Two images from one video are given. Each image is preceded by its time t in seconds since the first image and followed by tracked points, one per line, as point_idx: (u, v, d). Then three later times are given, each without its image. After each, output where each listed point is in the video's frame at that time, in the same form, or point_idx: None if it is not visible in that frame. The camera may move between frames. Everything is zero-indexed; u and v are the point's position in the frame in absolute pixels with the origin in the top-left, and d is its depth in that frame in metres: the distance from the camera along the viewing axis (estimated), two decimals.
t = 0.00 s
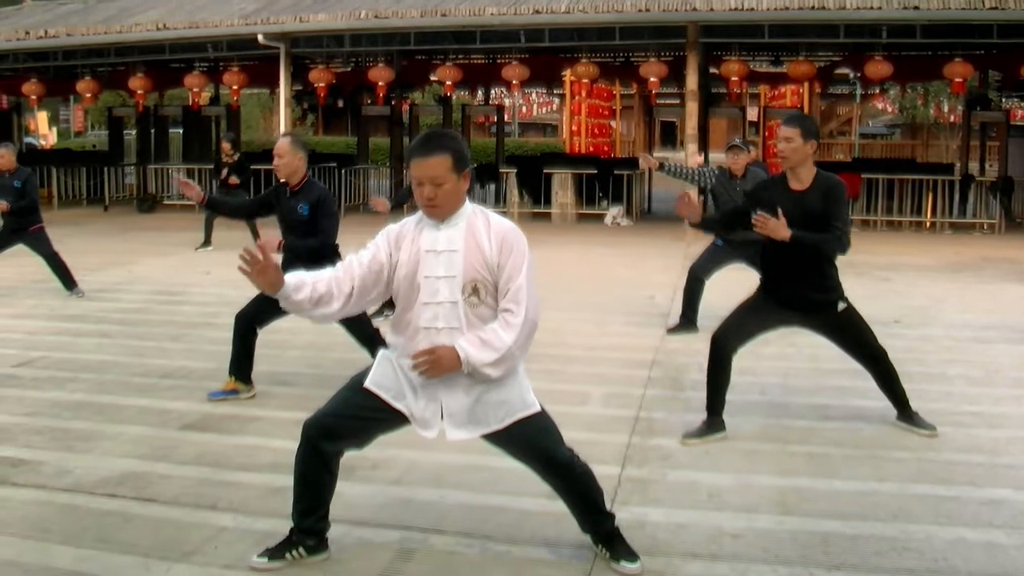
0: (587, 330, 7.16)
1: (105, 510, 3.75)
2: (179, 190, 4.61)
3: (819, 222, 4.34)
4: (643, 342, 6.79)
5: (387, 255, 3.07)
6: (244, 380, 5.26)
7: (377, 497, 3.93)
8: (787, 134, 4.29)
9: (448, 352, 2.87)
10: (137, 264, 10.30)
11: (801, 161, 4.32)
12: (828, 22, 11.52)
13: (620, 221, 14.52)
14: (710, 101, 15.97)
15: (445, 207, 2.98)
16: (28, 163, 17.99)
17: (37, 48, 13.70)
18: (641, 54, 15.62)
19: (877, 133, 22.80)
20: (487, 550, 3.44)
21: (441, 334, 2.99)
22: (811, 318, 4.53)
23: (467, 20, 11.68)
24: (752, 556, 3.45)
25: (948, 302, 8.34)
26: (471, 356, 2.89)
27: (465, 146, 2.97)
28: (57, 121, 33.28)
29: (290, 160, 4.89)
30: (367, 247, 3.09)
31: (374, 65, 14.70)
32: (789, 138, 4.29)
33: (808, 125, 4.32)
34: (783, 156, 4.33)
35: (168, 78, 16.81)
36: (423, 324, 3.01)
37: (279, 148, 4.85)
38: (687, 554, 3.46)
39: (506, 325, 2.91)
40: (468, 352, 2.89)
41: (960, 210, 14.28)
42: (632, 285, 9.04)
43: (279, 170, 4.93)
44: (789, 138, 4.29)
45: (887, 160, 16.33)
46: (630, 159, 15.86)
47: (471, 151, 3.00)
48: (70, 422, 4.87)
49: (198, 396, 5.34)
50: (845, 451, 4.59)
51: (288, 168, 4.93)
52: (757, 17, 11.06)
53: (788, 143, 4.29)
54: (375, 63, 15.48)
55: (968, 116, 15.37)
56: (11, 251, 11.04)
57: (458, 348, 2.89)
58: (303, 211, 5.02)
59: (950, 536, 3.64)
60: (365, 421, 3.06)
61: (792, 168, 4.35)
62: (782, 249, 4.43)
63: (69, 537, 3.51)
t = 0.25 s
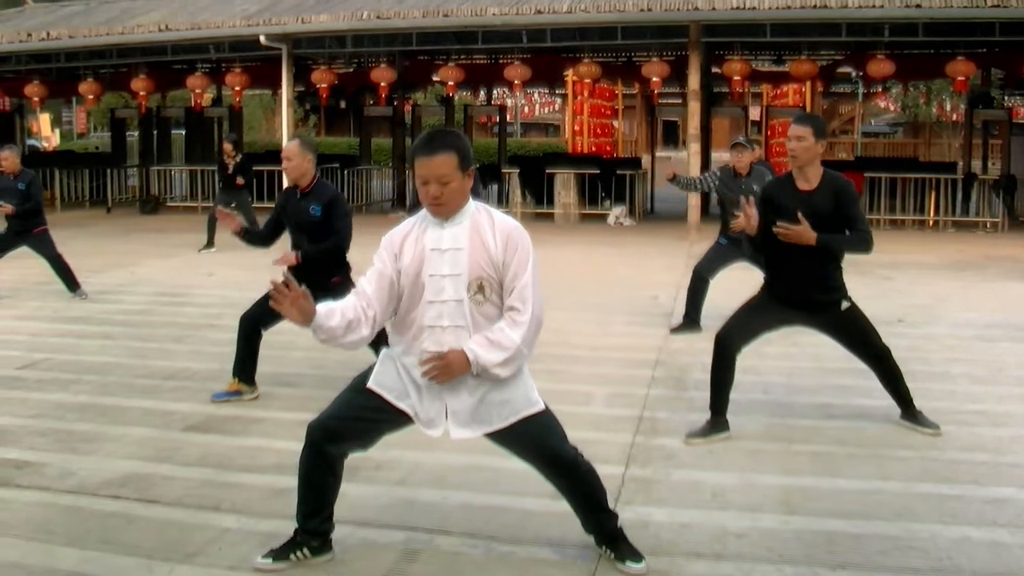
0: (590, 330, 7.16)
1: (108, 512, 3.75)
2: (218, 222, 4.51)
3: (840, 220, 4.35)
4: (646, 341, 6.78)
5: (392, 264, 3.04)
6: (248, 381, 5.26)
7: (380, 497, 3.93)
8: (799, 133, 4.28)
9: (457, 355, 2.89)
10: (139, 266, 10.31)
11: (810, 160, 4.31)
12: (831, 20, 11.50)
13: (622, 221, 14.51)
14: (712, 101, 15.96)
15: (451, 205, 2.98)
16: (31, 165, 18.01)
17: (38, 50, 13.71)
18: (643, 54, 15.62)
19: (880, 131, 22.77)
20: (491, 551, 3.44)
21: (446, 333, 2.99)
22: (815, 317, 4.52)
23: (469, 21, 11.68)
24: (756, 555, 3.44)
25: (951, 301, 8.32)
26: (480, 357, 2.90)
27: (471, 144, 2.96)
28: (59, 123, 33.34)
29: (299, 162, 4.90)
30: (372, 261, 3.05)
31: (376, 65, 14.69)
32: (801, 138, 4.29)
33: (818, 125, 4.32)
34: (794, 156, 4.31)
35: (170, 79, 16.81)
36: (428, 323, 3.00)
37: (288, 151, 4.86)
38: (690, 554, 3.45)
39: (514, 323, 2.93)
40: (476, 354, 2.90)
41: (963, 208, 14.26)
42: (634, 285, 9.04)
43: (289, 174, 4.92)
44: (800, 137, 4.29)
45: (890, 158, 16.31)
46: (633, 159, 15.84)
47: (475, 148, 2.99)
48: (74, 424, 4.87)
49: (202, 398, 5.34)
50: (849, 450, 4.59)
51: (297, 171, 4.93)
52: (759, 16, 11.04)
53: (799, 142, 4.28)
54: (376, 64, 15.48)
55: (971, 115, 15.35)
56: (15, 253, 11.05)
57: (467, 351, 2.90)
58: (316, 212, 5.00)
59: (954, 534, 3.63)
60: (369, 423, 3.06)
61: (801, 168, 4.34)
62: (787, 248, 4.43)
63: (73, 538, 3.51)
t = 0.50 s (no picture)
0: (595, 331, 7.16)
1: (113, 513, 3.75)
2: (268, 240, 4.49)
3: (857, 215, 4.36)
4: (650, 343, 6.78)
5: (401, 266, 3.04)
6: (253, 382, 5.26)
7: (385, 498, 3.93)
8: (812, 135, 4.24)
9: (469, 354, 2.89)
10: (144, 267, 10.32)
11: (822, 162, 4.29)
12: (835, 21, 11.50)
13: (626, 222, 14.49)
14: (716, 102, 15.95)
15: (456, 203, 2.98)
16: (36, 166, 18.05)
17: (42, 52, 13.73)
18: (647, 55, 15.62)
19: (885, 132, 22.75)
20: (496, 552, 3.44)
21: (453, 331, 2.99)
22: (821, 318, 4.51)
23: (472, 22, 11.69)
24: (762, 556, 3.44)
25: (956, 301, 8.32)
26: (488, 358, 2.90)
27: (476, 143, 2.98)
28: (64, 125, 33.42)
29: (312, 165, 4.85)
30: (384, 269, 3.05)
31: (380, 67, 14.70)
32: (813, 139, 4.25)
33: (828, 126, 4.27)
34: (807, 157, 4.28)
35: (174, 81, 16.83)
36: (435, 321, 3.00)
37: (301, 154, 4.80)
38: (696, 555, 3.45)
39: (524, 319, 2.94)
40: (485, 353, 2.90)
41: (967, 209, 14.25)
42: (638, 286, 9.04)
43: (303, 176, 4.88)
44: (813, 139, 4.25)
45: (894, 159, 16.30)
46: (637, 160, 15.85)
47: (480, 148, 3.01)
48: (78, 425, 4.88)
49: (206, 399, 5.34)
50: (854, 451, 4.58)
51: (309, 173, 4.89)
52: (762, 17, 11.03)
53: (812, 144, 4.24)
54: (380, 65, 15.49)
55: (975, 115, 15.34)
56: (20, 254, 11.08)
57: (478, 348, 2.90)
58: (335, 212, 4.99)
59: (959, 535, 3.63)
60: (374, 425, 3.06)
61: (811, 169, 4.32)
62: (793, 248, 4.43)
63: (78, 540, 3.52)
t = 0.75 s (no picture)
0: (597, 331, 7.16)
1: (115, 512, 3.76)
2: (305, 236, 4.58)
3: (863, 214, 4.38)
4: (652, 343, 6.78)
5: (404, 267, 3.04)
6: (255, 381, 5.27)
7: (386, 498, 3.94)
8: (817, 135, 4.17)
9: (486, 341, 2.91)
10: (147, 266, 10.32)
11: (826, 163, 4.24)
12: (838, 23, 11.49)
13: (629, 222, 14.48)
14: (719, 103, 15.93)
15: (460, 199, 2.98)
16: (40, 165, 18.08)
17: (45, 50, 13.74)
18: (651, 55, 15.62)
19: (888, 134, 22.73)
20: (497, 552, 3.44)
21: (459, 329, 2.99)
22: (824, 318, 4.51)
23: (475, 22, 11.68)
24: (763, 557, 3.44)
25: (959, 303, 8.31)
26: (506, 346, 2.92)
27: (480, 140, 2.97)
28: (68, 124, 33.48)
29: (320, 165, 4.83)
30: (392, 269, 3.04)
31: (383, 67, 14.69)
32: (819, 140, 4.18)
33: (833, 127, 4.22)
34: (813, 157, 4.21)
35: (177, 80, 16.84)
36: (441, 319, 3.00)
37: (309, 154, 4.78)
38: (697, 556, 3.45)
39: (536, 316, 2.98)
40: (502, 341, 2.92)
41: (970, 210, 14.23)
42: (641, 286, 9.03)
43: (312, 176, 4.86)
44: (819, 140, 4.18)
45: (898, 160, 16.28)
46: (640, 160, 15.83)
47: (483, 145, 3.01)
48: (81, 424, 4.88)
49: (209, 398, 5.35)
50: (856, 452, 4.58)
51: (317, 173, 4.88)
52: (766, 18, 11.01)
53: (818, 144, 4.17)
54: (384, 65, 15.49)
55: (979, 117, 15.32)
56: (23, 253, 11.09)
57: (493, 337, 2.92)
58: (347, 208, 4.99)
59: (960, 537, 3.62)
60: (377, 427, 3.06)
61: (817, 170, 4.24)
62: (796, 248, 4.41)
63: (81, 538, 3.52)
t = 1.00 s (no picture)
0: (600, 332, 7.16)
1: (118, 511, 3.76)
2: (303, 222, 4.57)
3: (856, 219, 4.37)
4: (655, 344, 6.77)
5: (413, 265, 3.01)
6: (258, 381, 5.27)
7: (388, 497, 3.94)
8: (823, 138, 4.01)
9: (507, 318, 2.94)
10: (150, 265, 10.33)
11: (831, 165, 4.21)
12: (842, 23, 11.47)
13: (632, 222, 14.48)
14: (723, 103, 15.92)
15: (465, 199, 2.97)
16: (44, 164, 18.11)
17: (50, 49, 13.76)
18: (655, 55, 15.61)
19: (891, 135, 22.72)
20: (500, 552, 3.44)
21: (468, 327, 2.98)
22: (828, 319, 4.50)
23: (479, 22, 11.68)
24: (766, 558, 3.43)
25: (962, 304, 8.30)
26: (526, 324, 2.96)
27: (485, 139, 2.97)
28: (72, 124, 33.54)
29: (325, 165, 4.84)
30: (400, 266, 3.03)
31: (387, 67, 14.69)
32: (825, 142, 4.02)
33: (837, 130, 4.21)
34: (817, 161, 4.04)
35: (181, 79, 16.85)
36: (451, 317, 2.98)
37: (314, 153, 4.78)
38: (700, 556, 3.44)
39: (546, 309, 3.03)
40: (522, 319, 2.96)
41: (974, 211, 14.22)
42: (644, 287, 9.03)
43: (316, 176, 4.87)
44: (826, 141, 4.18)
45: (901, 161, 16.27)
46: (643, 161, 15.82)
47: (487, 144, 3.01)
48: (84, 423, 4.89)
49: (211, 397, 5.35)
50: (858, 453, 4.57)
51: (322, 173, 4.88)
52: (770, 19, 11.00)
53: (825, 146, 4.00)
54: (387, 65, 15.50)
55: (982, 118, 15.30)
56: (27, 252, 11.11)
57: (513, 317, 2.95)
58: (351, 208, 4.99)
59: (963, 538, 3.62)
60: (379, 428, 3.06)
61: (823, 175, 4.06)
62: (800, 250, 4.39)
63: (83, 537, 3.52)
